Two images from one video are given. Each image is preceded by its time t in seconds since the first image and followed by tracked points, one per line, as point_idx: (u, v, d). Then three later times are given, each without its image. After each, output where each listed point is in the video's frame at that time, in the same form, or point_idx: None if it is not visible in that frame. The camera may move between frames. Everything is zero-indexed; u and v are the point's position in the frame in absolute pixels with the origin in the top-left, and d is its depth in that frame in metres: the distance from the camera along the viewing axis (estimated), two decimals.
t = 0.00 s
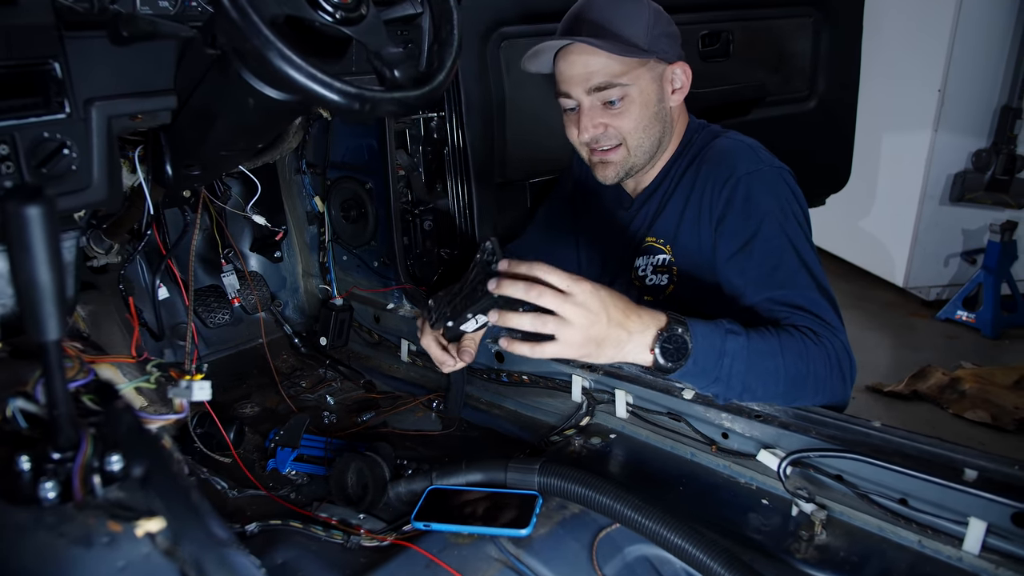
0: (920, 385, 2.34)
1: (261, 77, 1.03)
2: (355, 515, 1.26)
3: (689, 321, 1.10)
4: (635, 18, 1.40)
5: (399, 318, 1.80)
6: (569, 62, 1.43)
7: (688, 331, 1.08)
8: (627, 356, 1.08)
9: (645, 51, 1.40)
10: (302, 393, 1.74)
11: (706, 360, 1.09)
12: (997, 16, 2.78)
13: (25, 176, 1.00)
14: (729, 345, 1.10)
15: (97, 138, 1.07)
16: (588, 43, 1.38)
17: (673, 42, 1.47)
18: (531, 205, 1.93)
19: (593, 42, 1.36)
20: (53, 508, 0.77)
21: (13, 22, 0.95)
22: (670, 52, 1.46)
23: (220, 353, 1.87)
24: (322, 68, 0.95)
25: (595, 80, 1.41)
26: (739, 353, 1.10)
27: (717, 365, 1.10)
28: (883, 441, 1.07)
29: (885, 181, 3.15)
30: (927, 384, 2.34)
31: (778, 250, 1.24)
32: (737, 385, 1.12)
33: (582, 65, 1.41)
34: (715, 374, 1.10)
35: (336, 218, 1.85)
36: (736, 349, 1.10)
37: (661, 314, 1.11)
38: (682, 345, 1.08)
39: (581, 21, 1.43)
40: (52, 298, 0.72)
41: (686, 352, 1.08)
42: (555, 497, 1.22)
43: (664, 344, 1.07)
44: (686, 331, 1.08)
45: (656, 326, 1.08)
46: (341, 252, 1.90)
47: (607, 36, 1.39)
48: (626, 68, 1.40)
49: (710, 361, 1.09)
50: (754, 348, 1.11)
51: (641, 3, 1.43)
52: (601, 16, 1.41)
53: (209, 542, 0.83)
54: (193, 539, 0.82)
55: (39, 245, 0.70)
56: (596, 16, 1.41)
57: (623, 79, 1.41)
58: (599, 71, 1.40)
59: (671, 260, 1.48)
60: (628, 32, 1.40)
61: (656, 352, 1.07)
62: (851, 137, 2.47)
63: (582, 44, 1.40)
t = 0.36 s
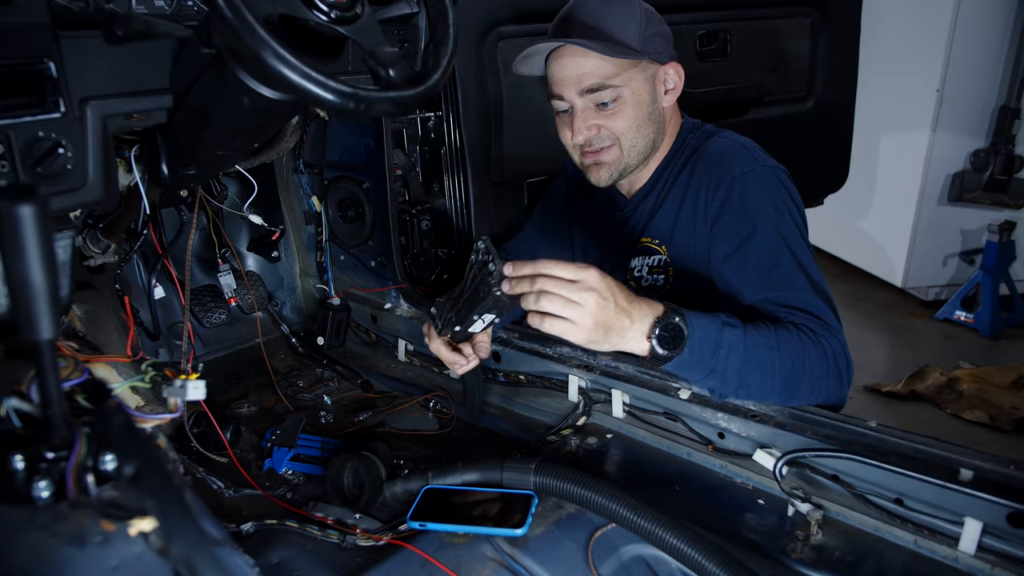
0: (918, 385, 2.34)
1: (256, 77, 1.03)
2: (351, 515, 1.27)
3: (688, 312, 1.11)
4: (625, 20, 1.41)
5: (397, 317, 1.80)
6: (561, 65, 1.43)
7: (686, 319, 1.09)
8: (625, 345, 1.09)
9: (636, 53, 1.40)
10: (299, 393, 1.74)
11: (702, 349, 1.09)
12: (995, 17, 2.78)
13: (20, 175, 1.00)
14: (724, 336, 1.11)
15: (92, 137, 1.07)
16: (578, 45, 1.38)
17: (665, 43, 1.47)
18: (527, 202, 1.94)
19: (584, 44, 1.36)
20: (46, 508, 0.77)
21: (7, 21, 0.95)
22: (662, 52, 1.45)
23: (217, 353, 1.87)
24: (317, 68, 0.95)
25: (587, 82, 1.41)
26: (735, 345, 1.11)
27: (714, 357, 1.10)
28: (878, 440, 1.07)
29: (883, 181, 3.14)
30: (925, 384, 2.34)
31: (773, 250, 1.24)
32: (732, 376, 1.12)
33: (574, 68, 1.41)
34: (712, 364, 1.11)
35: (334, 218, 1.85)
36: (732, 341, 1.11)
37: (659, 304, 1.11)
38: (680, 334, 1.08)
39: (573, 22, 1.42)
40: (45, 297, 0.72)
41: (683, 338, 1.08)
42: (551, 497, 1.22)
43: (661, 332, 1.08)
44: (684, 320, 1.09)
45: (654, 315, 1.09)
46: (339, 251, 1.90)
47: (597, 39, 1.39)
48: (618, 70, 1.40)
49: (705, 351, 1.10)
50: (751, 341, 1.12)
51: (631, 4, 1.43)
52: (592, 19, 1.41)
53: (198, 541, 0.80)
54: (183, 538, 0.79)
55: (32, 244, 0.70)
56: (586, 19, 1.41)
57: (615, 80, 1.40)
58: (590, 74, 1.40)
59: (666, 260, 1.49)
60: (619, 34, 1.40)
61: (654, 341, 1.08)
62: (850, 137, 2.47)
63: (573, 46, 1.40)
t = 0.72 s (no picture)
0: (916, 385, 2.35)
1: (256, 80, 1.03)
2: (351, 515, 1.27)
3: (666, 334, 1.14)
4: (629, 7, 1.48)
5: (396, 318, 1.79)
6: (569, 50, 1.47)
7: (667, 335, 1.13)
8: (615, 370, 1.12)
9: (639, 34, 1.46)
10: (299, 393, 1.74)
11: (692, 363, 1.11)
12: (994, 17, 2.79)
13: (21, 177, 1.00)
14: (710, 347, 1.13)
15: (93, 139, 1.07)
16: (587, 26, 1.43)
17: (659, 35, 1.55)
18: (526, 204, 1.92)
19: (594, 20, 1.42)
20: (47, 508, 0.77)
21: (8, 24, 0.96)
22: (659, 41, 1.53)
23: (218, 353, 1.88)
24: (317, 71, 0.96)
25: (598, 62, 1.45)
26: (721, 355, 1.12)
27: (704, 369, 1.12)
28: (876, 442, 1.08)
29: (883, 183, 3.15)
30: (924, 385, 2.34)
31: (775, 253, 1.24)
32: (725, 387, 1.13)
33: (583, 51, 1.45)
34: (704, 375, 1.12)
35: (333, 219, 1.86)
36: (718, 352, 1.12)
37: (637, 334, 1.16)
38: (663, 349, 1.11)
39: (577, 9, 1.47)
40: (47, 298, 0.72)
41: (670, 354, 1.11)
42: (550, 497, 1.23)
43: (645, 351, 1.11)
44: (666, 339, 1.12)
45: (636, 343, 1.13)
46: (339, 252, 1.91)
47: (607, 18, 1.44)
48: (625, 50, 1.45)
49: (694, 365, 1.11)
50: (736, 351, 1.13)
51: None
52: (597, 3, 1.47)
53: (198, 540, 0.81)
54: (183, 538, 0.81)
55: (34, 246, 0.71)
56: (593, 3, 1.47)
57: (624, 59, 1.45)
58: (600, 54, 1.44)
59: (673, 265, 1.47)
60: (626, 15, 1.46)
61: (642, 360, 1.11)
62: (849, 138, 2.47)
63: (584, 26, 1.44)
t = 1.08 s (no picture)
0: (916, 386, 2.35)
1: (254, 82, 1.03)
2: (350, 516, 1.27)
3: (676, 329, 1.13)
4: (617, 20, 1.46)
5: (396, 320, 1.79)
6: (556, 66, 1.46)
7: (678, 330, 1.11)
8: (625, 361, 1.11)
9: (627, 49, 1.44)
10: (299, 395, 1.74)
11: (697, 361, 1.11)
12: (993, 19, 2.78)
13: (21, 180, 1.01)
14: (715, 345, 1.12)
15: (93, 142, 1.07)
16: (571, 43, 1.43)
17: (649, 45, 1.53)
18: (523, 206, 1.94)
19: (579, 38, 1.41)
20: (47, 509, 0.77)
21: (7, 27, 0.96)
22: (648, 53, 1.51)
23: (217, 354, 1.88)
24: (315, 74, 0.96)
25: (584, 79, 1.44)
26: (726, 355, 1.12)
27: (707, 369, 1.11)
28: (875, 445, 1.08)
29: (882, 185, 3.15)
30: (924, 386, 2.34)
31: (769, 257, 1.24)
32: (728, 387, 1.13)
33: (570, 68, 1.45)
34: (709, 374, 1.12)
35: (333, 220, 1.88)
36: (722, 352, 1.12)
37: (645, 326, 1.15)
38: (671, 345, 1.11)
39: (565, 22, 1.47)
40: (46, 301, 0.73)
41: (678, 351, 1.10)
42: (548, 499, 1.23)
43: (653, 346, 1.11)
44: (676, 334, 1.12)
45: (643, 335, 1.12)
46: (339, 254, 1.93)
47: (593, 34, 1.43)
48: (611, 66, 1.44)
49: (700, 364, 1.11)
50: (741, 352, 1.13)
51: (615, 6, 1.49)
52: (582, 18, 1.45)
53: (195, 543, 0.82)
54: (181, 541, 0.81)
55: (33, 249, 0.71)
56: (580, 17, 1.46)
57: (611, 76, 1.44)
58: (586, 71, 1.43)
59: (666, 271, 1.48)
60: (613, 30, 1.44)
61: (648, 354, 1.11)
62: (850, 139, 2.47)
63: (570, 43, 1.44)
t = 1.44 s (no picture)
0: (918, 386, 2.34)
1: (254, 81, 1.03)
2: (350, 516, 1.26)
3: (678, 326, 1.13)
4: (616, 22, 1.45)
5: (396, 319, 1.79)
6: (555, 68, 1.45)
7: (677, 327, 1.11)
8: (625, 359, 1.11)
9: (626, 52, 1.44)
10: (299, 394, 1.74)
11: (697, 358, 1.11)
12: (994, 19, 2.78)
13: (20, 178, 1.00)
14: (715, 343, 1.12)
15: (93, 140, 1.07)
16: (569, 45, 1.42)
17: (647, 46, 1.52)
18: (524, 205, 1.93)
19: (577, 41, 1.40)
20: (45, 509, 0.77)
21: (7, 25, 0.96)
22: (647, 54, 1.50)
23: (217, 352, 1.88)
24: (315, 72, 0.96)
25: (582, 82, 1.44)
26: (726, 353, 1.12)
27: (707, 366, 1.11)
28: (875, 444, 1.07)
29: (883, 185, 3.15)
30: (926, 385, 2.34)
31: (769, 257, 1.24)
32: (728, 384, 1.13)
33: (568, 70, 1.44)
34: (707, 373, 1.12)
35: (334, 219, 1.88)
36: (723, 350, 1.12)
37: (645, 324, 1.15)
38: (670, 342, 1.10)
39: (564, 23, 1.45)
40: (44, 299, 0.72)
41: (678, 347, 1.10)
42: (548, 498, 1.22)
43: (653, 343, 1.10)
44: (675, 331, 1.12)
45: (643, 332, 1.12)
46: (340, 253, 1.93)
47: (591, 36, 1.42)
48: (610, 69, 1.43)
49: (699, 362, 1.11)
50: (740, 349, 1.13)
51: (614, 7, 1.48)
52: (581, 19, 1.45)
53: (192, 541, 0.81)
54: (178, 539, 0.80)
55: (32, 247, 0.71)
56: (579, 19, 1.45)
57: (609, 79, 1.43)
58: (584, 74, 1.43)
59: (665, 272, 1.48)
60: (612, 32, 1.44)
61: (649, 351, 1.10)
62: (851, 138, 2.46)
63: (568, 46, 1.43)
